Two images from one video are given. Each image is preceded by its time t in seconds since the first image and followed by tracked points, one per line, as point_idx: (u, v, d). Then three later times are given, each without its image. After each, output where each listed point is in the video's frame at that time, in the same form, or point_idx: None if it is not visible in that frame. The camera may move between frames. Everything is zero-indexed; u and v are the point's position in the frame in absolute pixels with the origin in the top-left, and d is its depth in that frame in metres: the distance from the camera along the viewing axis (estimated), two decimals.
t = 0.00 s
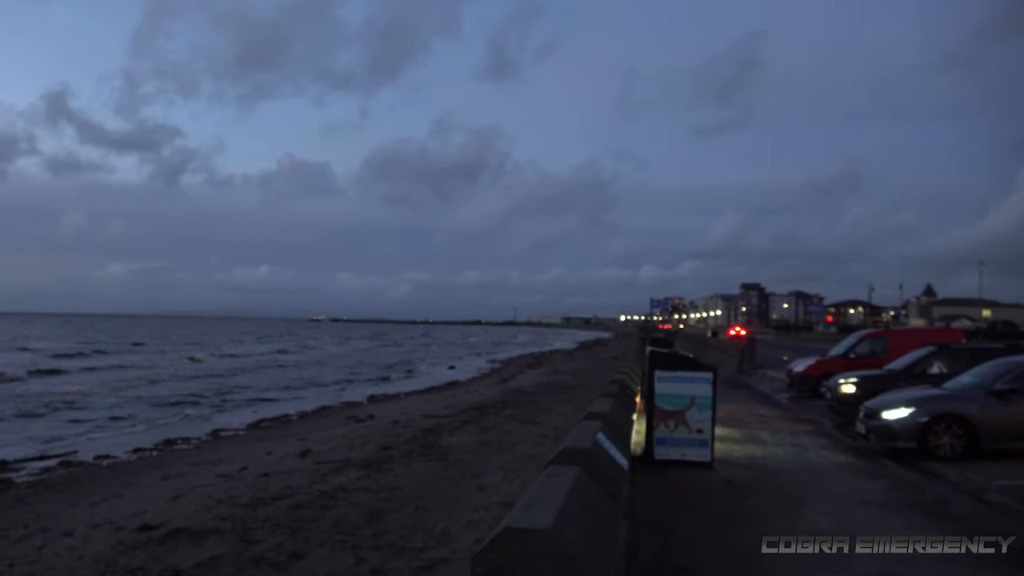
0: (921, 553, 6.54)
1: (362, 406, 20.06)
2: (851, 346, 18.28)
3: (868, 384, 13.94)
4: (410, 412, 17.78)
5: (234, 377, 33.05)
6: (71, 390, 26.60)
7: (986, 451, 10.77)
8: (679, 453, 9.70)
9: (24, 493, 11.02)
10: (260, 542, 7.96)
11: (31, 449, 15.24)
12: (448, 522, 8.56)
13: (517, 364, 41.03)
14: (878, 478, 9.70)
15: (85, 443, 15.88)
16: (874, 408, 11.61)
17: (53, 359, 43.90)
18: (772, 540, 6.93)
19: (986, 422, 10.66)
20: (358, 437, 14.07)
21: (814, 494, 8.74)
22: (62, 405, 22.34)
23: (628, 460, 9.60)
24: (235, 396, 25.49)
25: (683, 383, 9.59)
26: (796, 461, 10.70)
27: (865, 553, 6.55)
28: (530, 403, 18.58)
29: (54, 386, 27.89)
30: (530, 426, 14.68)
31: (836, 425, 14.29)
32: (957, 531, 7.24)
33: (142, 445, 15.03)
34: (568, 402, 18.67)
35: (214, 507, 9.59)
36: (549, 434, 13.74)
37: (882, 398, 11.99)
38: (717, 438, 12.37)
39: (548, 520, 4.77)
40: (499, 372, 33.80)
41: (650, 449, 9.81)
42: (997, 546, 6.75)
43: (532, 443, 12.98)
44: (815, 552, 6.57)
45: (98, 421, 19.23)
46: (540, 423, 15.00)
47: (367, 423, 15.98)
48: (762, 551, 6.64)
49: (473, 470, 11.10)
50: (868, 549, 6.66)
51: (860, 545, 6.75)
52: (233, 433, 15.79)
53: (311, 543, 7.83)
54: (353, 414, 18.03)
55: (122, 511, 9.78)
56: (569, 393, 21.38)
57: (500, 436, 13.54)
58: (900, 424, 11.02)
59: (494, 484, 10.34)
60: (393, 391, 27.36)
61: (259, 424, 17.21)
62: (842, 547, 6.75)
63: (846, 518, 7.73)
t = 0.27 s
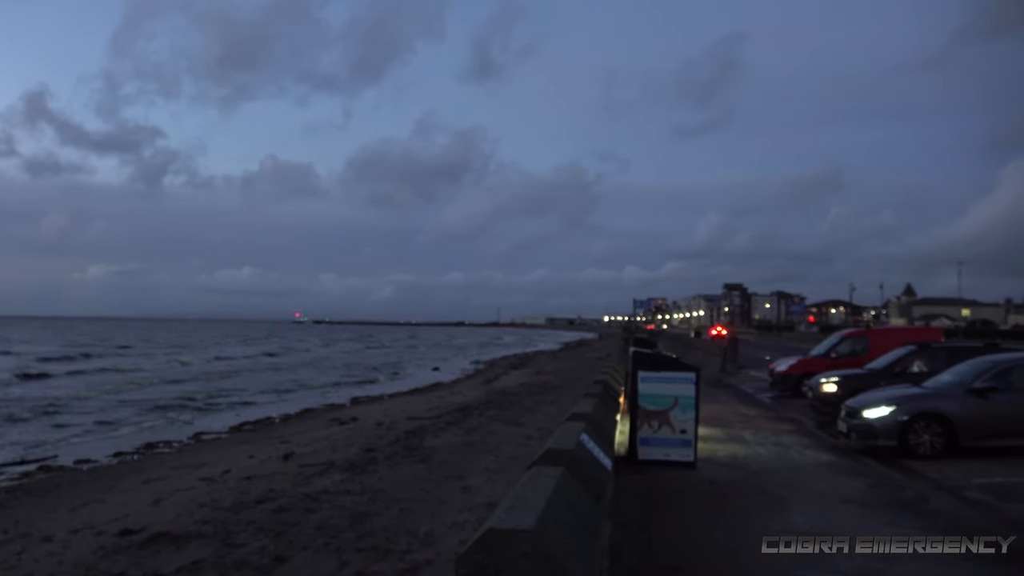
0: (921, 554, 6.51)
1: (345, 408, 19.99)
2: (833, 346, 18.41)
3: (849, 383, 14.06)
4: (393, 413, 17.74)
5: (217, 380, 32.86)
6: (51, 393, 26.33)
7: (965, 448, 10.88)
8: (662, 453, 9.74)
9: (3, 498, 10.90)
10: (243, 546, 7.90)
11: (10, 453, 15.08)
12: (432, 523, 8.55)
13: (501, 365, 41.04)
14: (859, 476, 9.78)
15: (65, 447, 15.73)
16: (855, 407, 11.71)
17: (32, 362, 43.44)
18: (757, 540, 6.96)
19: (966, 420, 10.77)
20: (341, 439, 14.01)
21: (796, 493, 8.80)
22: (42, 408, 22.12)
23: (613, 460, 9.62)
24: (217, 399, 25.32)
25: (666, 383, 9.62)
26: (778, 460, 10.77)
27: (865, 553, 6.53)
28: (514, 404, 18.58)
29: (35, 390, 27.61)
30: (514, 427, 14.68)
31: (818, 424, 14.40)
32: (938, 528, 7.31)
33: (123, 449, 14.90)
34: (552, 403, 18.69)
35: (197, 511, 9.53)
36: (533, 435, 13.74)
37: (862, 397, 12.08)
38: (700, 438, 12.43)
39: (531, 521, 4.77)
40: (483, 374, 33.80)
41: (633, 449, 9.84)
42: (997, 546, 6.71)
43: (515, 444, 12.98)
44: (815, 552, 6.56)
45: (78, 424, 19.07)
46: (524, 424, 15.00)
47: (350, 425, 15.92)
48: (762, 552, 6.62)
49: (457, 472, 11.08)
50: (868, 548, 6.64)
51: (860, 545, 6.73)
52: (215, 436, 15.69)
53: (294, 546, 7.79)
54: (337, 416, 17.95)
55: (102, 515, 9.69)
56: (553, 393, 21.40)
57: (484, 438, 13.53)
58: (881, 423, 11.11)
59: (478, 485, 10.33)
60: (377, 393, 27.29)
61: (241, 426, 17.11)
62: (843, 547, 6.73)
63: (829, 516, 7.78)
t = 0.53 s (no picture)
0: (919, 554, 6.50)
1: (332, 410, 19.91)
2: (816, 346, 18.54)
3: (833, 382, 14.16)
4: (380, 415, 17.69)
5: (202, 382, 32.66)
6: (33, 397, 26.07)
7: (947, 447, 10.98)
8: (648, 453, 9.79)
9: None
10: (228, 548, 7.87)
11: None
12: (418, 525, 8.53)
13: (487, 367, 41.02)
14: (843, 475, 9.86)
15: (48, 450, 15.57)
16: (838, 406, 11.80)
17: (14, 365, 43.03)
18: (744, 540, 6.99)
19: (947, 419, 10.88)
20: (327, 441, 13.91)
21: (781, 492, 8.86)
22: (24, 412, 21.90)
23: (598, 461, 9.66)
24: (201, 402, 25.16)
25: (651, 383, 9.66)
26: (763, 459, 10.83)
27: (865, 553, 6.52)
28: (499, 406, 18.56)
29: (16, 393, 27.34)
30: (501, 428, 14.66)
31: (802, 423, 14.50)
32: (921, 526, 7.38)
33: (105, 452, 14.77)
34: (539, 404, 18.67)
35: (181, 514, 9.47)
36: (520, 436, 13.74)
37: (846, 396, 12.18)
38: (686, 438, 12.49)
39: (516, 522, 4.78)
40: (470, 375, 33.78)
41: (619, 449, 9.88)
42: (996, 546, 6.70)
43: (501, 445, 12.99)
44: (814, 552, 6.56)
45: (60, 427, 18.91)
46: (511, 425, 14.98)
47: (335, 427, 15.86)
48: (761, 552, 6.62)
49: (443, 473, 11.08)
50: (867, 548, 6.64)
51: (859, 545, 6.73)
52: (200, 439, 15.57)
53: (279, 549, 7.76)
54: (322, 418, 17.88)
55: (85, 519, 9.61)
56: (539, 394, 21.45)
57: (470, 439, 13.52)
58: (864, 422, 11.20)
59: (464, 486, 10.32)
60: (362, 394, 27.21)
61: (226, 429, 17.02)
62: (841, 546, 6.74)
63: (813, 515, 7.85)
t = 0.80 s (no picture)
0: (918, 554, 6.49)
1: (316, 412, 19.85)
2: (800, 345, 18.67)
3: (816, 381, 14.27)
4: (365, 416, 17.65)
5: (186, 384, 32.53)
6: (14, 399, 25.83)
7: (929, 445, 11.09)
8: (632, 452, 9.83)
9: None
10: (212, 551, 7.83)
11: None
12: (403, 526, 8.53)
13: (472, 367, 41.02)
14: (826, 473, 9.93)
15: (30, 453, 15.43)
16: (822, 405, 11.88)
17: None
18: (730, 538, 7.03)
19: (929, 417, 10.99)
20: (312, 443, 13.87)
21: (765, 490, 8.92)
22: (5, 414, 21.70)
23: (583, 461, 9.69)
24: (185, 403, 25.01)
25: (636, 383, 9.70)
26: (746, 458, 10.90)
27: (866, 553, 6.51)
28: (484, 406, 18.57)
29: None
30: (486, 428, 14.66)
31: (785, 421, 14.60)
32: (904, 524, 7.43)
33: (87, 455, 14.66)
34: (524, 404, 18.69)
35: (165, 516, 9.42)
36: (505, 436, 13.75)
37: (829, 395, 12.27)
38: (670, 437, 12.54)
39: (500, 522, 4.78)
40: (455, 375, 33.77)
41: (604, 449, 9.92)
42: (997, 546, 6.66)
43: (486, 445, 12.99)
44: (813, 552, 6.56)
45: (42, 430, 18.76)
46: (496, 426, 14.98)
47: (319, 428, 15.80)
48: (761, 551, 6.61)
49: (428, 473, 11.07)
50: (867, 548, 6.62)
51: (859, 545, 6.72)
52: (183, 441, 15.48)
53: (264, 551, 7.74)
54: (307, 419, 17.82)
55: (67, 523, 9.53)
56: (524, 394, 21.50)
57: (455, 439, 13.52)
58: (846, 420, 11.29)
59: (449, 487, 10.32)
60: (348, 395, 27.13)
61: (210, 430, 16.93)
62: (841, 546, 6.73)
63: (796, 513, 7.90)
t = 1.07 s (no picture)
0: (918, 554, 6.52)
1: (304, 414, 19.78)
2: (787, 345, 18.77)
3: (802, 381, 14.35)
4: (353, 417, 17.62)
5: (174, 385, 32.40)
6: None
7: (914, 444, 11.17)
8: (620, 453, 9.87)
9: None
10: (199, 554, 7.80)
11: None
12: (391, 528, 8.52)
13: (460, 368, 41.03)
14: (812, 473, 9.99)
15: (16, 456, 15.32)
16: (808, 405, 11.95)
17: None
18: (717, 538, 7.06)
19: (915, 416, 11.07)
20: (299, 445, 13.83)
21: (751, 489, 8.97)
22: None
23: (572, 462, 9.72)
24: (172, 405, 24.90)
25: (624, 384, 9.72)
26: (733, 458, 10.95)
27: (865, 553, 6.53)
28: (472, 407, 18.56)
29: None
30: (474, 430, 14.65)
31: (772, 421, 14.68)
32: (890, 523, 7.48)
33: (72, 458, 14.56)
34: (512, 405, 18.70)
35: (152, 519, 9.37)
36: (493, 437, 13.76)
37: (815, 395, 12.34)
38: (657, 438, 12.59)
39: (488, 523, 4.79)
40: (444, 376, 33.74)
41: (592, 450, 9.94)
42: (997, 546, 6.69)
43: (474, 446, 12.99)
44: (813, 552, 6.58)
45: (27, 433, 18.62)
46: (485, 427, 14.99)
47: (307, 431, 15.75)
48: (761, 551, 6.63)
49: (416, 475, 11.07)
50: (868, 548, 6.65)
51: (859, 545, 6.75)
52: (169, 444, 15.40)
53: (251, 553, 7.71)
54: (295, 421, 17.76)
55: (53, 526, 9.47)
56: (512, 396, 21.55)
57: (443, 441, 13.52)
58: (833, 419, 11.36)
59: (438, 488, 10.32)
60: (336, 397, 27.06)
61: (197, 433, 16.86)
62: (842, 546, 6.76)
63: (782, 512, 7.95)
